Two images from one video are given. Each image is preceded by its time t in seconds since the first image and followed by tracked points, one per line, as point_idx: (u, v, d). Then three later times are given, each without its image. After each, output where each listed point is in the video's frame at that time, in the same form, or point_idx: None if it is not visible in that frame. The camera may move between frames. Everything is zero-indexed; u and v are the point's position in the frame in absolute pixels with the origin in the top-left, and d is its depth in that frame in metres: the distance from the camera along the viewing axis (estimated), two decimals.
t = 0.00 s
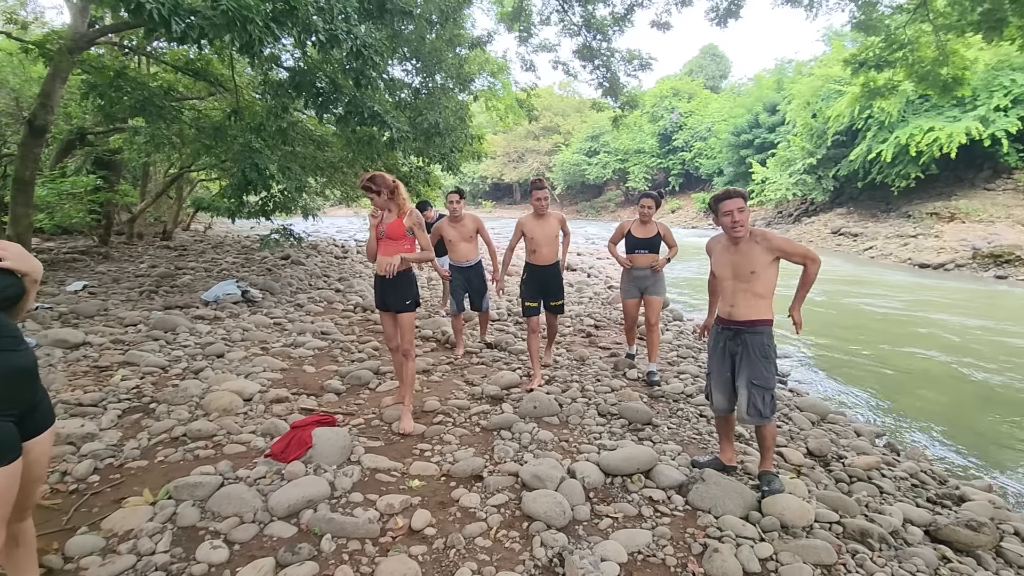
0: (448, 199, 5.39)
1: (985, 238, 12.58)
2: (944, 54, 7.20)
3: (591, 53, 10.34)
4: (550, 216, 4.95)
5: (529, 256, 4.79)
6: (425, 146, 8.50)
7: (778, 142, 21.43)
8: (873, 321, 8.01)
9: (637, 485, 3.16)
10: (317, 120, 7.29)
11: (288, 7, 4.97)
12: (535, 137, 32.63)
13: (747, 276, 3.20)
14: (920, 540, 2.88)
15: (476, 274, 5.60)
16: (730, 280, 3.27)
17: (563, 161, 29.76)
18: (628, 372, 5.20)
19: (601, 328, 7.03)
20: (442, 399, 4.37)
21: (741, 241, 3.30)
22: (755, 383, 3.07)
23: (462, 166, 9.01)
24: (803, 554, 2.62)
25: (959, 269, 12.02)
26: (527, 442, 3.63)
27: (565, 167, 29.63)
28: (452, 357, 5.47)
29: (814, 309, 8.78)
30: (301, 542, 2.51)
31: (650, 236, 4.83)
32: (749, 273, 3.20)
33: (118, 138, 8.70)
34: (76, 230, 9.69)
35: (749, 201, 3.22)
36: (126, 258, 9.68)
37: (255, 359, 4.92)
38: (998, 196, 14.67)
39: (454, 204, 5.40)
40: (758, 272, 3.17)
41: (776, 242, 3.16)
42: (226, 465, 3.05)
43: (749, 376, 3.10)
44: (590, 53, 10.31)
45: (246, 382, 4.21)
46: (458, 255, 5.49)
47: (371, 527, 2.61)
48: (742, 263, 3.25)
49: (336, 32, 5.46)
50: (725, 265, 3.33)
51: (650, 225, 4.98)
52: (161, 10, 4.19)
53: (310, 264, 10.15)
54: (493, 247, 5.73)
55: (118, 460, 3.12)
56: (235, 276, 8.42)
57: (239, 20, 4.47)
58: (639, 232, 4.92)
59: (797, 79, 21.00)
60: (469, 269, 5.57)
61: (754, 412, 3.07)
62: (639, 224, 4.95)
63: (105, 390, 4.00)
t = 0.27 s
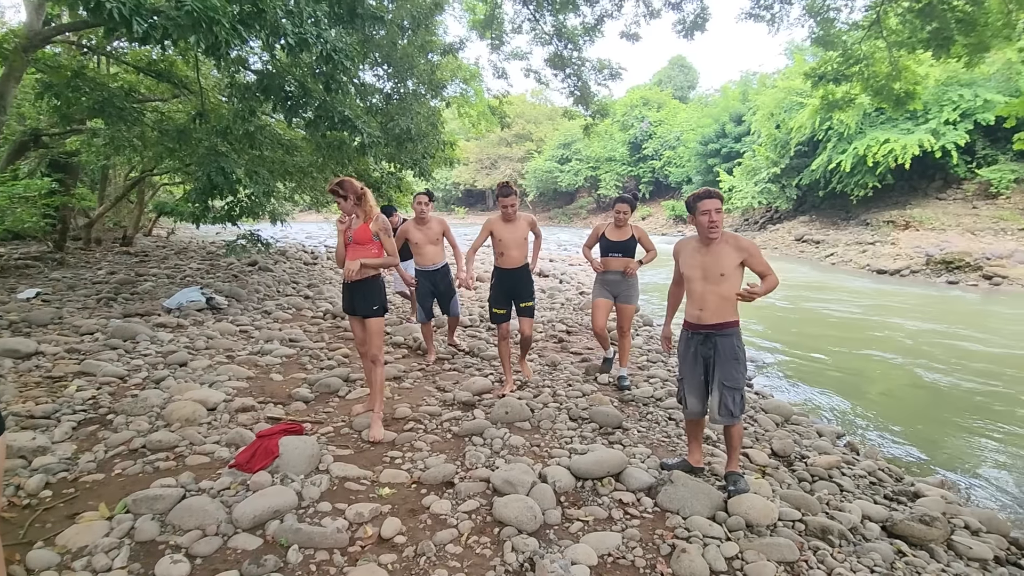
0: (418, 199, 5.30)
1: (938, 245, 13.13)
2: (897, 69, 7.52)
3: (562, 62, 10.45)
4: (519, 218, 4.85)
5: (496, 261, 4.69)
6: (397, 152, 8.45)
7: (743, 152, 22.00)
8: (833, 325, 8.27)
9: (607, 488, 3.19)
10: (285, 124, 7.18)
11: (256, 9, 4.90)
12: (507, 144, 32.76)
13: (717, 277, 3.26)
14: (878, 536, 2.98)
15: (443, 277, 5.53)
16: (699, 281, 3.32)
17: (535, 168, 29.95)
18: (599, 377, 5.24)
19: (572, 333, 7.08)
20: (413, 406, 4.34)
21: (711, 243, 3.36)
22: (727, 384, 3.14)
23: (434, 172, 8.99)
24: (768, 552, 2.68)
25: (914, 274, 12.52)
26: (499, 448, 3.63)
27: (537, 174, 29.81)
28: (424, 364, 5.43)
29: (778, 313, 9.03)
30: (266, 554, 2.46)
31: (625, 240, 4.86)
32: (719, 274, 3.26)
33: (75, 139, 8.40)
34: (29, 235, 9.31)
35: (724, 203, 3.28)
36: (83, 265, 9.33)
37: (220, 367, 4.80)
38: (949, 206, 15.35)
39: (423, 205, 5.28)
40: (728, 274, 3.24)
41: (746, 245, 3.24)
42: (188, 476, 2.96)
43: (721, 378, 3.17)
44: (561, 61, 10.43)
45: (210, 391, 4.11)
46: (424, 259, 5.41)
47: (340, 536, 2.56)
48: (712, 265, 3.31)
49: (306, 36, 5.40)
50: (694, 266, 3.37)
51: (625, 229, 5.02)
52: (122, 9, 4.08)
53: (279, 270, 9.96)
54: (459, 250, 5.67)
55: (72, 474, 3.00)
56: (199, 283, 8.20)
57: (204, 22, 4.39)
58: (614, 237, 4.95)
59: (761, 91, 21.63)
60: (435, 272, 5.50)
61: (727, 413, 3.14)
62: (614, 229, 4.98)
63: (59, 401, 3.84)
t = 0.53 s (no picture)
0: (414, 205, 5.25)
1: (935, 247, 13.17)
2: (895, 72, 7.54)
3: (561, 62, 10.47)
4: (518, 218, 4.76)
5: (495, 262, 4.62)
6: (395, 151, 8.45)
7: (742, 154, 22.03)
8: (830, 326, 8.29)
9: (604, 488, 3.20)
10: (284, 123, 7.17)
11: (255, 7, 4.89)
12: (506, 144, 32.78)
13: (719, 278, 3.26)
14: (874, 536, 2.99)
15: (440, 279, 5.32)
16: (701, 280, 3.32)
17: (534, 168, 29.97)
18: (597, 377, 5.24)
19: (570, 334, 7.09)
20: (411, 406, 4.34)
21: (713, 242, 3.37)
22: (728, 385, 3.15)
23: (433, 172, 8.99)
24: (764, 552, 2.68)
25: (911, 276, 12.55)
26: (497, 448, 3.63)
27: (536, 174, 29.83)
28: (422, 364, 5.43)
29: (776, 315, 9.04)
30: (263, 553, 2.46)
31: (621, 244, 4.79)
32: (721, 275, 3.26)
33: (74, 137, 8.39)
34: (26, 233, 9.28)
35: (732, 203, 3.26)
36: (80, 263, 9.31)
37: (217, 366, 4.80)
38: (946, 208, 15.39)
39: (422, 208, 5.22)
40: (730, 275, 3.24)
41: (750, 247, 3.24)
42: (186, 475, 2.96)
43: (724, 378, 3.18)
44: (561, 62, 10.43)
45: (208, 390, 4.10)
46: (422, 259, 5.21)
47: (337, 535, 2.56)
48: (714, 264, 3.31)
49: (305, 35, 5.39)
50: (695, 265, 3.37)
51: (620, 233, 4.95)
52: (120, 7, 4.06)
53: (277, 269, 9.95)
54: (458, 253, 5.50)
55: (69, 472, 3.00)
56: (197, 282, 8.18)
57: (203, 20, 4.38)
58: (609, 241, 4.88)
59: (759, 93, 21.66)
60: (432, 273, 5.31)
61: (728, 413, 3.15)
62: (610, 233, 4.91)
63: (56, 400, 3.83)
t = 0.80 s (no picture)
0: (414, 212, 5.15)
1: (934, 250, 13.19)
2: (896, 74, 7.56)
3: (562, 63, 10.48)
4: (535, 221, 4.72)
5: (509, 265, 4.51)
6: (397, 151, 8.45)
7: (742, 156, 22.06)
8: (829, 328, 8.31)
9: (608, 486, 3.20)
10: (286, 121, 7.17)
11: (258, 6, 4.89)
12: (506, 145, 32.79)
13: (730, 278, 3.27)
14: (876, 536, 3.00)
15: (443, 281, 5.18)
16: (712, 280, 3.32)
17: (534, 169, 29.98)
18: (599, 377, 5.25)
19: (571, 334, 7.10)
20: (414, 404, 4.35)
21: (724, 242, 3.37)
22: (740, 385, 3.17)
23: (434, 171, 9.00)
24: (768, 550, 2.69)
25: (910, 279, 12.57)
26: (500, 446, 3.64)
27: (536, 175, 29.85)
28: (424, 362, 5.43)
29: (776, 316, 9.06)
30: (269, 548, 2.46)
31: (615, 244, 4.70)
32: (732, 275, 3.27)
33: (74, 134, 8.38)
34: (26, 230, 9.26)
35: (746, 204, 3.27)
36: (80, 260, 9.30)
37: (220, 363, 4.80)
38: (946, 211, 15.42)
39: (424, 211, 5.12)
40: (741, 275, 3.25)
41: (762, 248, 3.25)
42: (190, 471, 2.96)
43: (735, 379, 3.20)
44: (562, 63, 10.44)
45: (210, 387, 4.10)
46: (426, 260, 5.08)
47: (342, 532, 2.57)
48: (725, 264, 3.31)
49: (308, 34, 5.40)
50: (706, 265, 3.37)
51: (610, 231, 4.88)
52: (124, 4, 4.06)
53: (277, 267, 9.94)
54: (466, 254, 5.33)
55: (73, 468, 3.00)
56: (197, 280, 8.18)
57: (207, 18, 4.39)
58: (601, 241, 4.79)
59: (760, 95, 21.69)
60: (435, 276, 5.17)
61: (741, 413, 3.17)
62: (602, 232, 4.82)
63: (59, 396, 3.83)
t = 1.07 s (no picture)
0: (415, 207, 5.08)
1: (935, 254, 13.20)
2: (898, 77, 7.57)
3: (565, 65, 10.50)
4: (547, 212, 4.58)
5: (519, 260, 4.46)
6: (399, 151, 8.46)
7: (743, 158, 22.07)
8: (830, 331, 8.32)
9: (612, 485, 3.20)
10: (290, 121, 7.18)
11: (264, 5, 4.88)
12: (507, 146, 32.82)
13: (737, 279, 3.28)
14: (880, 536, 3.00)
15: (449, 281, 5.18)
16: (720, 281, 3.33)
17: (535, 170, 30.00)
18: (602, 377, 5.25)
19: (573, 334, 7.10)
20: (418, 402, 4.35)
21: (731, 243, 3.37)
22: (747, 386, 3.18)
23: (436, 172, 9.01)
24: (772, 549, 2.69)
25: (911, 282, 12.58)
26: (504, 444, 3.64)
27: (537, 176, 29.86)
28: (427, 361, 5.43)
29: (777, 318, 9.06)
30: (275, 544, 2.46)
31: (612, 240, 4.62)
32: (739, 276, 3.27)
33: (77, 132, 8.39)
34: (28, 228, 9.27)
35: (756, 205, 3.26)
36: (82, 259, 9.30)
37: (223, 361, 4.80)
38: (946, 214, 15.43)
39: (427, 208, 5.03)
40: (749, 277, 3.25)
41: (770, 250, 3.24)
42: (195, 467, 2.97)
43: (742, 380, 3.21)
44: (565, 64, 10.47)
45: (214, 384, 4.11)
46: (432, 258, 5.09)
47: (348, 528, 2.57)
48: (733, 265, 3.31)
49: (312, 33, 5.42)
50: (713, 265, 3.38)
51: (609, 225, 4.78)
52: (131, 3, 4.07)
53: (279, 267, 9.94)
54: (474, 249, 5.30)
55: (79, 463, 3.00)
56: (199, 279, 8.19)
57: (213, 17, 4.40)
58: (598, 236, 4.71)
59: (761, 98, 21.71)
60: (442, 274, 5.18)
61: (747, 414, 3.18)
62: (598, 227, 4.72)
63: (63, 392, 3.84)
